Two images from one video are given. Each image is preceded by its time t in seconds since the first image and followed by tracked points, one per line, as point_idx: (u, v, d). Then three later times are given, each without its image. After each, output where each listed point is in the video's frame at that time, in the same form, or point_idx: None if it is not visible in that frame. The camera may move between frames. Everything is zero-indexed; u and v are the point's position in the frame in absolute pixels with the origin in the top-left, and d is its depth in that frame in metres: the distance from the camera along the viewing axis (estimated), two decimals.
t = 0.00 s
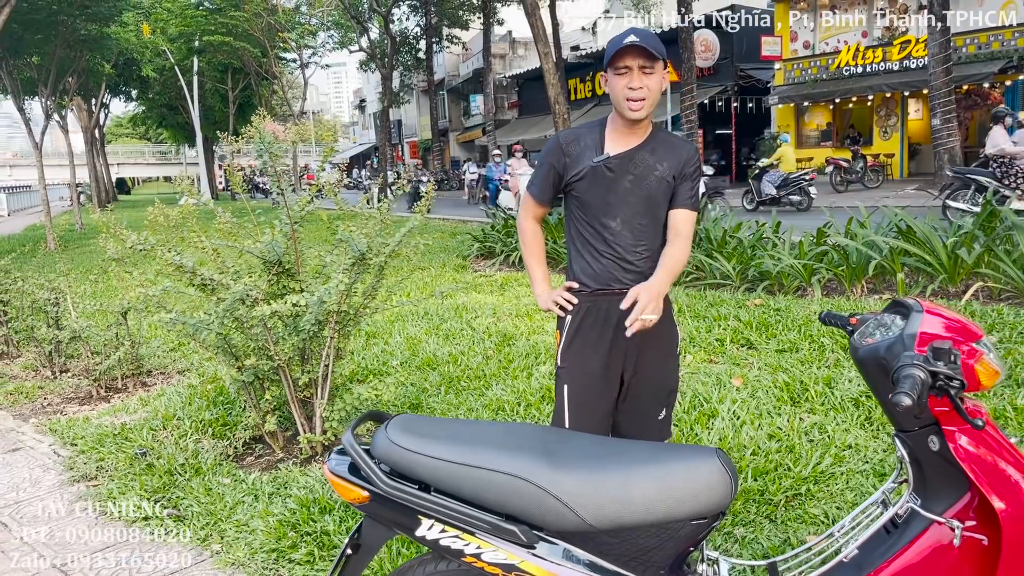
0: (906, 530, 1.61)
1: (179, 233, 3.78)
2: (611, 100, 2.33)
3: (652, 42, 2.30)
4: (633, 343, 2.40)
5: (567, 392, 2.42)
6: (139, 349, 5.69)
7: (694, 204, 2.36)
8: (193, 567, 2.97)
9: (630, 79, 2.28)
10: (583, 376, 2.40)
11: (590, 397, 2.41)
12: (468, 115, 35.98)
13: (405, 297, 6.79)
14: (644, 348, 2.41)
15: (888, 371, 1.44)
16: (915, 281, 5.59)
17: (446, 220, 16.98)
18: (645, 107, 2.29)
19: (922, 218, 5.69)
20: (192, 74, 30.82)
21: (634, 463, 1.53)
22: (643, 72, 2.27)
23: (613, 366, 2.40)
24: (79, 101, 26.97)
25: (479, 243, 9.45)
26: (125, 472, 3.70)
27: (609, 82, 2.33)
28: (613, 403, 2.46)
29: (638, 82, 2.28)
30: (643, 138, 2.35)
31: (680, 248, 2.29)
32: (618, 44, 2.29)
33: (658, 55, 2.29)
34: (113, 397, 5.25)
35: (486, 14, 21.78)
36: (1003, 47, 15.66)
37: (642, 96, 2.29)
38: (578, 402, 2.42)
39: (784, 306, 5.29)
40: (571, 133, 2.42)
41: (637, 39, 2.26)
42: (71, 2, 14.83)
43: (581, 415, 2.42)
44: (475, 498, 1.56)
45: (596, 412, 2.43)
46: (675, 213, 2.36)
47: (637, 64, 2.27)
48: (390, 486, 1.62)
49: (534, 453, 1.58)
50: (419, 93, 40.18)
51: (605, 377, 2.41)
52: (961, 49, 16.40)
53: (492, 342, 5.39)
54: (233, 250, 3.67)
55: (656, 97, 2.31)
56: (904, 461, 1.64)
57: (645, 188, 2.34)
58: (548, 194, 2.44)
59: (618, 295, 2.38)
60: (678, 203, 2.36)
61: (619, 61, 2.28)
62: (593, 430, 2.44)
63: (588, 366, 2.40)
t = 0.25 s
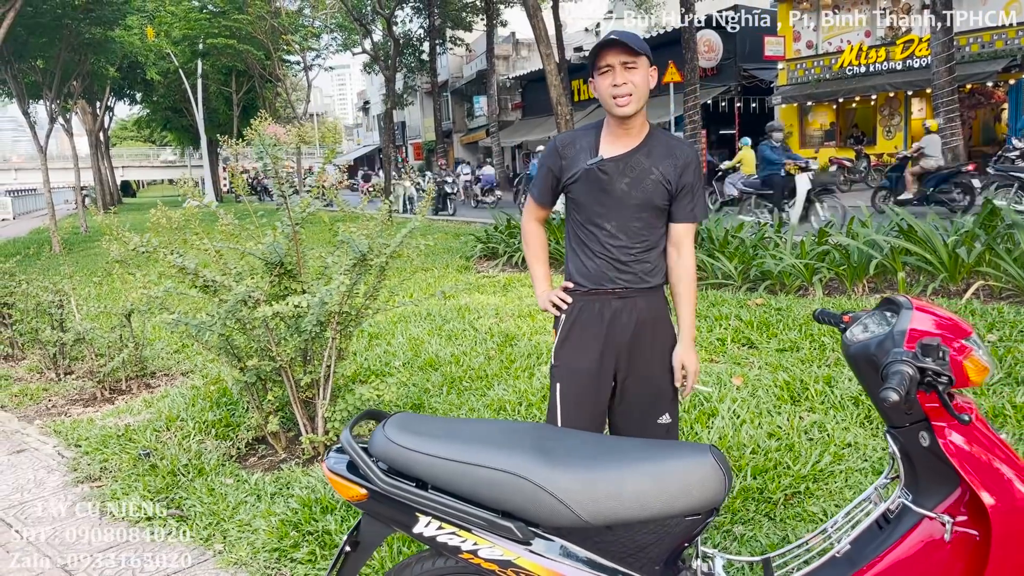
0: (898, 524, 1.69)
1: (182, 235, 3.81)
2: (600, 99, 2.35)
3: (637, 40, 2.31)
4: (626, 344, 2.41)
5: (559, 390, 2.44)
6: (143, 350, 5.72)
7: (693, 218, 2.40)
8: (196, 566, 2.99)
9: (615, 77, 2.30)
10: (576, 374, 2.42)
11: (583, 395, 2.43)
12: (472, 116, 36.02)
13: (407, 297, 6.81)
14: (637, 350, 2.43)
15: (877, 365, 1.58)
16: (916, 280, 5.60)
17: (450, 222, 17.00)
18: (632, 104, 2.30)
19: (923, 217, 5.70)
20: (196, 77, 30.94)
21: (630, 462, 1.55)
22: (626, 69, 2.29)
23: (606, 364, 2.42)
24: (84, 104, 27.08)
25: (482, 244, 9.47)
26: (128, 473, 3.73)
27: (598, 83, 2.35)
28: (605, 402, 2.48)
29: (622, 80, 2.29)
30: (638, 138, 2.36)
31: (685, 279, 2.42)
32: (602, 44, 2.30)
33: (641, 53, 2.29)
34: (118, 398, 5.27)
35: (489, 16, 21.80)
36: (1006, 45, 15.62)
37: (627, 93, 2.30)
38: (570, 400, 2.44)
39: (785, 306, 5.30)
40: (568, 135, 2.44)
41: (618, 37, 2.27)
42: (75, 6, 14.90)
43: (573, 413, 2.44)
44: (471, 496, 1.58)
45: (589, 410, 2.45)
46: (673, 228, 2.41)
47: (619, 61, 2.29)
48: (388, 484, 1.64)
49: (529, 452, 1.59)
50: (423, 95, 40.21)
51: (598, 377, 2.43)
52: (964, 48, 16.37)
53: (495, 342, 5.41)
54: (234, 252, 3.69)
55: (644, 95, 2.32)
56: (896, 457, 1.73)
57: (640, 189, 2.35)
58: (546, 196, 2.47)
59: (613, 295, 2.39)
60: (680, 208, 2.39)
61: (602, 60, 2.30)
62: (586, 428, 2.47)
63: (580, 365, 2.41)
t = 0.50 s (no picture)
0: (896, 522, 1.71)
1: (186, 237, 3.83)
2: (593, 105, 2.38)
3: (625, 44, 2.33)
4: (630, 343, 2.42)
5: (564, 391, 2.44)
6: (147, 352, 5.74)
7: (696, 215, 2.44)
8: (200, 567, 3.01)
9: (605, 82, 2.33)
10: (581, 375, 2.43)
11: (588, 396, 2.43)
12: (474, 117, 36.04)
13: (410, 299, 6.83)
14: (641, 350, 2.44)
15: (873, 363, 1.63)
16: (917, 280, 5.61)
17: (452, 223, 17.03)
18: (626, 108, 2.32)
19: (925, 217, 5.70)
20: (199, 80, 31.01)
21: (629, 460, 1.56)
22: (616, 73, 2.32)
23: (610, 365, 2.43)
24: (87, 107, 27.14)
25: (485, 245, 9.48)
26: (133, 474, 3.75)
27: (591, 88, 2.38)
28: (609, 403, 2.49)
29: (613, 84, 2.32)
30: (636, 140, 2.37)
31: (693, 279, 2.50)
32: (591, 50, 2.33)
33: (630, 56, 2.31)
34: (122, 401, 5.29)
35: (491, 17, 21.81)
36: (1009, 44, 15.60)
37: (619, 97, 2.32)
38: (575, 400, 2.44)
39: (786, 306, 5.30)
40: (567, 139, 2.45)
41: (606, 43, 2.30)
42: (78, 10, 14.94)
43: (578, 414, 2.44)
44: (471, 495, 1.59)
45: (594, 411, 2.46)
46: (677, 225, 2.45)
47: (608, 66, 2.32)
48: (389, 483, 1.65)
49: (529, 452, 1.60)
50: (425, 96, 40.23)
51: (603, 378, 2.43)
52: (967, 47, 16.35)
53: (497, 343, 5.42)
54: (237, 254, 3.71)
55: (638, 98, 2.34)
56: (893, 455, 1.75)
57: (641, 191, 2.36)
58: (547, 200, 2.49)
59: (617, 296, 2.40)
60: (683, 208, 2.43)
61: (593, 65, 2.33)
62: (590, 428, 2.47)
63: (585, 366, 2.42)
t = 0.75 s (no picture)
0: (894, 519, 1.73)
1: (189, 239, 3.84)
2: (589, 111, 2.39)
3: (615, 49, 2.33)
4: (640, 342, 2.43)
5: (576, 392, 2.43)
6: (150, 354, 5.76)
7: (696, 211, 2.41)
8: (204, 567, 3.02)
9: (599, 87, 2.34)
10: (593, 376, 2.42)
11: (599, 396, 2.43)
12: (476, 119, 36.07)
13: (412, 300, 6.84)
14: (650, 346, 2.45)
15: (871, 361, 1.64)
16: (919, 279, 5.61)
17: (455, 224, 17.04)
18: (619, 114, 2.34)
19: (927, 216, 5.70)
20: (202, 82, 31.06)
21: (630, 458, 1.57)
22: (606, 81, 2.32)
23: (620, 365, 2.43)
24: (90, 110, 27.20)
25: (487, 246, 9.48)
26: (136, 475, 3.76)
27: (586, 94, 2.39)
28: (619, 403, 2.48)
29: (605, 91, 2.33)
30: (635, 141, 2.38)
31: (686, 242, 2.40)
32: (579, 60, 2.33)
33: (622, 60, 2.32)
34: (126, 402, 5.30)
35: (493, 19, 21.82)
36: (1011, 44, 15.59)
37: (612, 103, 2.33)
38: (586, 402, 2.43)
39: (788, 305, 5.30)
40: (568, 142, 2.46)
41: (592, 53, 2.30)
42: (81, 12, 14.97)
43: (590, 415, 2.43)
44: (473, 493, 1.61)
45: (604, 411, 2.45)
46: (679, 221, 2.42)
47: (598, 74, 2.32)
48: (391, 482, 1.66)
49: (529, 450, 1.61)
50: (427, 98, 40.28)
51: (614, 377, 2.43)
52: (969, 47, 16.34)
53: (499, 344, 5.43)
54: (240, 256, 3.72)
55: (633, 100, 2.35)
56: (892, 452, 1.76)
57: (643, 191, 2.38)
58: (548, 203, 2.49)
59: (626, 295, 2.41)
60: (683, 203, 2.41)
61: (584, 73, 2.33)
62: (600, 429, 2.46)
63: (597, 365, 2.41)
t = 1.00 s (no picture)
0: (894, 519, 1.73)
1: (190, 240, 3.85)
2: (586, 118, 2.38)
3: (609, 54, 2.31)
4: (634, 342, 2.41)
5: (569, 390, 2.44)
6: (153, 355, 5.77)
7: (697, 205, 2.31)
8: (205, 568, 3.02)
9: (595, 93, 2.32)
10: (585, 373, 2.43)
11: (591, 395, 2.43)
12: (478, 120, 36.08)
13: (413, 300, 6.85)
14: (645, 346, 2.42)
15: (869, 358, 1.65)
16: (920, 279, 5.61)
17: (456, 225, 17.04)
18: (615, 121, 2.33)
19: (928, 216, 5.70)
20: (203, 84, 31.09)
21: (629, 457, 1.57)
22: (599, 91, 2.30)
23: (614, 364, 2.43)
24: (92, 112, 27.24)
25: (488, 247, 9.48)
26: (138, 476, 3.76)
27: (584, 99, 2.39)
28: (614, 402, 2.48)
29: (598, 102, 2.31)
30: (633, 143, 2.38)
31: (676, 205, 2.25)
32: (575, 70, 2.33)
33: (619, 65, 2.31)
34: (128, 404, 5.31)
35: (494, 19, 21.83)
36: (1013, 43, 15.57)
37: (608, 111, 2.32)
38: (580, 399, 2.44)
39: (789, 305, 5.30)
40: (569, 145, 2.49)
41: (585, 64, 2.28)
42: (82, 14, 14.99)
43: (582, 412, 2.45)
44: (473, 492, 1.61)
45: (597, 410, 2.45)
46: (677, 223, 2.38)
47: (591, 86, 2.31)
48: (391, 482, 1.67)
49: (530, 449, 1.62)
50: (428, 99, 40.32)
51: (607, 377, 2.43)
52: (971, 46, 16.32)
53: (500, 344, 5.43)
54: (241, 257, 3.72)
55: (631, 106, 2.34)
56: (892, 451, 1.76)
57: (639, 192, 2.37)
58: (551, 205, 2.53)
59: (620, 295, 2.40)
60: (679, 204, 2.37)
61: (578, 83, 2.32)
62: (594, 427, 2.47)
63: (589, 363, 2.42)
